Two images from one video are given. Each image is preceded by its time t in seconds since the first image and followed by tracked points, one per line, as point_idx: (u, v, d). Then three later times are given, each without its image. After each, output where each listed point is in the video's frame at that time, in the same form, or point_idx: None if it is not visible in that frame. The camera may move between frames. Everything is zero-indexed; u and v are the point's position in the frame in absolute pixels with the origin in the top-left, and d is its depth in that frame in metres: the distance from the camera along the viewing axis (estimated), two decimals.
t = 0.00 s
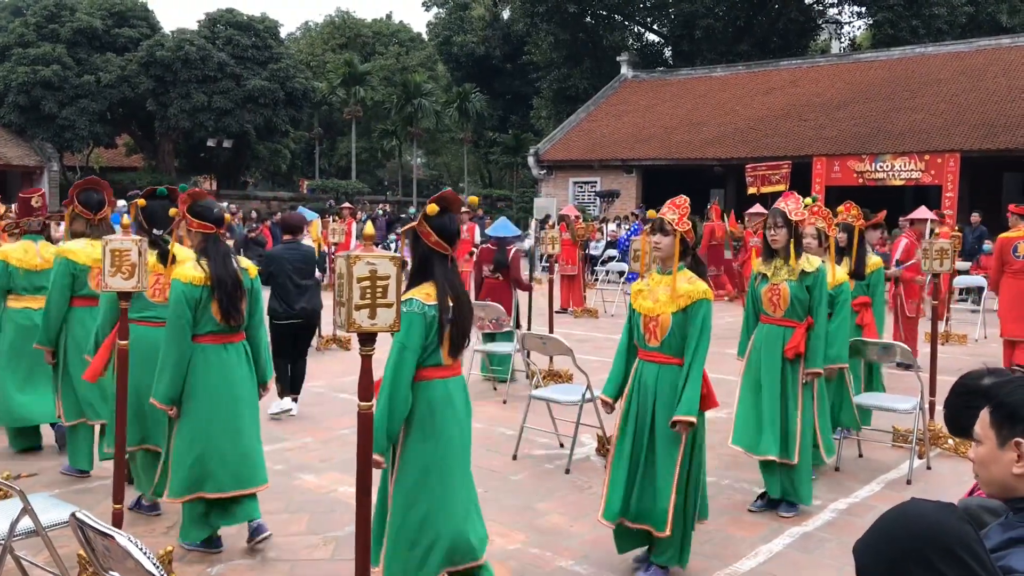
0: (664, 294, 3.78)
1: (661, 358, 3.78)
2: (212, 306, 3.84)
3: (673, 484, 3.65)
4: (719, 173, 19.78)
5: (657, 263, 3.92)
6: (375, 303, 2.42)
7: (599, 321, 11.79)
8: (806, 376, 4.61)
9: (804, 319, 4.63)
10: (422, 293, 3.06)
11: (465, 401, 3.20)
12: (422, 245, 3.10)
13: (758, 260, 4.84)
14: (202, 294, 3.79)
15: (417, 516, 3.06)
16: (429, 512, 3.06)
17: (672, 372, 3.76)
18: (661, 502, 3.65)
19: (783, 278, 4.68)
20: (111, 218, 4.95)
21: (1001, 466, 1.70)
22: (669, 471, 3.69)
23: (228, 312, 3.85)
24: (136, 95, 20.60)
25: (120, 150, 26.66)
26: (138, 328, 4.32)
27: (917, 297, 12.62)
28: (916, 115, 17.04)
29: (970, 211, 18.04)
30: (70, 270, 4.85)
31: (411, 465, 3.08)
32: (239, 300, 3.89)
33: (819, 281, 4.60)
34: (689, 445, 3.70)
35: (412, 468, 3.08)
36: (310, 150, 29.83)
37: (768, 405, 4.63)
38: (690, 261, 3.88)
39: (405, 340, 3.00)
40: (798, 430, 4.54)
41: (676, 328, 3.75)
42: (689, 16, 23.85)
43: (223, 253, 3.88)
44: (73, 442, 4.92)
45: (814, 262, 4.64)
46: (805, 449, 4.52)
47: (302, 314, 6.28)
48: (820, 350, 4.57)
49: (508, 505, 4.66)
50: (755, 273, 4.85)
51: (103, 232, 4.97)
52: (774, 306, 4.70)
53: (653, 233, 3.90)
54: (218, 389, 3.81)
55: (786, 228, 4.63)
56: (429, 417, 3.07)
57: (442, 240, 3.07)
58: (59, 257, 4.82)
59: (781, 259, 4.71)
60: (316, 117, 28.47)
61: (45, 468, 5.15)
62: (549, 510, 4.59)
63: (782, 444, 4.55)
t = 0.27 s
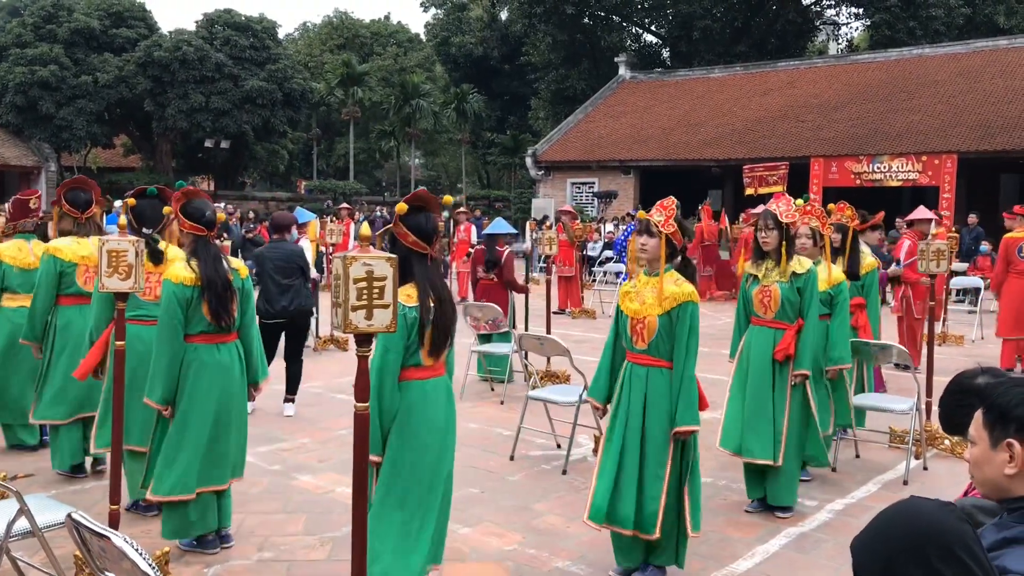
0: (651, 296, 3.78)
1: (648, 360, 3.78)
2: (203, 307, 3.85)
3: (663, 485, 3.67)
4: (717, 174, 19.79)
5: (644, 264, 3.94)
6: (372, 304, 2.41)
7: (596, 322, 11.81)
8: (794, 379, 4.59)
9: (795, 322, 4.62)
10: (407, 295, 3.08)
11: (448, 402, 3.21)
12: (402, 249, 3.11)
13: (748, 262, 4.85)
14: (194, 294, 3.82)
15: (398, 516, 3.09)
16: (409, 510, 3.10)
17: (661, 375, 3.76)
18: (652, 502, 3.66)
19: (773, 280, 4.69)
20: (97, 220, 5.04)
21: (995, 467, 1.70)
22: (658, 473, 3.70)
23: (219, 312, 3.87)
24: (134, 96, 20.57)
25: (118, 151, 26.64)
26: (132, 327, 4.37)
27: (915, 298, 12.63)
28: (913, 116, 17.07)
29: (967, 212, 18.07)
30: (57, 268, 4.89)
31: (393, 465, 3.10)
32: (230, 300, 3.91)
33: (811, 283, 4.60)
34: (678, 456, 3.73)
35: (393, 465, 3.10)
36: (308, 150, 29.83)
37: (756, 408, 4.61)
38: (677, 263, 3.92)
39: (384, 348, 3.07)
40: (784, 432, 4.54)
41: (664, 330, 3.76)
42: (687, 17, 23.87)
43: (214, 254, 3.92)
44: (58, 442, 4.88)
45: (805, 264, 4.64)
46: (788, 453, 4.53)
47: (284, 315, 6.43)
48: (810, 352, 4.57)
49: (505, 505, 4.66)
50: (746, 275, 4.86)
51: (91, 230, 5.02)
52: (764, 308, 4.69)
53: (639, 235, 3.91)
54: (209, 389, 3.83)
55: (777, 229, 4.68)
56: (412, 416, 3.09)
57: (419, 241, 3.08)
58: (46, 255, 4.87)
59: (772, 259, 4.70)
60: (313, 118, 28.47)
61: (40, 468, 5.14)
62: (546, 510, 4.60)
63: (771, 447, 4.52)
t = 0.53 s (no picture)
0: (640, 292, 3.79)
1: (639, 357, 3.79)
2: (199, 305, 3.85)
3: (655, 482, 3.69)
4: (714, 174, 19.80)
5: (631, 261, 3.93)
6: (368, 302, 2.42)
7: (593, 321, 11.82)
8: (787, 378, 4.61)
9: (786, 321, 4.63)
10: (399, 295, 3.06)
11: (437, 399, 3.23)
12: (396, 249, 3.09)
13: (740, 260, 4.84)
14: (190, 292, 3.82)
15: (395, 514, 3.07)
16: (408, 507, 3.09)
17: (651, 372, 3.77)
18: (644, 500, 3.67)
19: (765, 279, 4.68)
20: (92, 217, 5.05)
21: (987, 464, 1.71)
22: (650, 469, 3.72)
23: (215, 310, 3.87)
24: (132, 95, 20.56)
25: (115, 150, 26.63)
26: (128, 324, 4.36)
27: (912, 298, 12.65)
28: (910, 116, 17.09)
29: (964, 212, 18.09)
30: (53, 266, 4.90)
31: (384, 463, 3.09)
32: (227, 298, 3.92)
33: (802, 282, 4.60)
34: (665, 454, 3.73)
35: (384, 462, 3.09)
36: (306, 150, 29.83)
37: (747, 406, 4.65)
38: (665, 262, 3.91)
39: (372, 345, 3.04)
40: (776, 432, 4.55)
41: (652, 328, 3.77)
42: (685, 18, 23.88)
43: (211, 252, 3.91)
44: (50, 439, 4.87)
45: (796, 264, 4.64)
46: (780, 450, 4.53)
47: (264, 314, 6.42)
48: (802, 351, 4.57)
49: (502, 504, 4.67)
50: (738, 274, 4.87)
51: (86, 229, 5.06)
52: (756, 307, 4.70)
53: (627, 233, 3.92)
54: (205, 386, 3.84)
55: (769, 230, 4.64)
56: (404, 415, 3.10)
57: (411, 241, 3.07)
58: (41, 252, 4.86)
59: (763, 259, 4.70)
60: (311, 118, 28.47)
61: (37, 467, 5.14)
62: (543, 509, 4.60)
63: (758, 444, 4.58)
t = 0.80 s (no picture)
0: (626, 289, 3.80)
1: (627, 353, 3.79)
2: (194, 302, 3.87)
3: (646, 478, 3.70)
4: (711, 173, 19.81)
5: (620, 258, 3.94)
6: (361, 297, 2.43)
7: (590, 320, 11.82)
8: (777, 375, 4.60)
9: (776, 318, 4.62)
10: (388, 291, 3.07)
11: (427, 391, 3.25)
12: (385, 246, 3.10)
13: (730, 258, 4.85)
14: (186, 289, 3.83)
15: (386, 507, 3.08)
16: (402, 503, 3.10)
17: (637, 367, 3.77)
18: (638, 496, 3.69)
19: (755, 277, 4.68)
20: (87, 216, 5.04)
21: (975, 453, 1.73)
22: (640, 465, 3.73)
23: (209, 307, 3.89)
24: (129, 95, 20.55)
25: (112, 149, 26.61)
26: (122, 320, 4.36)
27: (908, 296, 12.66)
28: (907, 115, 17.11)
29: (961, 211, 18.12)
30: (48, 263, 4.88)
31: (374, 457, 3.09)
32: (222, 295, 3.93)
33: (791, 279, 4.60)
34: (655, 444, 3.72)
35: (375, 455, 3.09)
36: (303, 149, 29.80)
37: (737, 403, 4.65)
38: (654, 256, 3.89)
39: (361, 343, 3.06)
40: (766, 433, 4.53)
41: (640, 324, 3.76)
42: (682, 17, 23.89)
43: (206, 249, 3.92)
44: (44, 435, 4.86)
45: (784, 261, 4.65)
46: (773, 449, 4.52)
47: (253, 311, 6.43)
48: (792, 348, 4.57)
49: (497, 501, 4.67)
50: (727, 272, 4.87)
51: (82, 225, 5.02)
52: (746, 304, 4.70)
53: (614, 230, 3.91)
54: (200, 383, 3.84)
55: (758, 227, 4.65)
56: (394, 409, 3.11)
57: (398, 236, 3.09)
58: (38, 250, 4.85)
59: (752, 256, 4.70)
60: (308, 118, 28.46)
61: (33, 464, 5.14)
62: (538, 506, 4.60)
63: (748, 441, 4.59)
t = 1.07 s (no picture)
0: (615, 289, 3.82)
1: (615, 352, 3.81)
2: (193, 299, 3.88)
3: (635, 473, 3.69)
4: (709, 173, 19.83)
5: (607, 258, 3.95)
6: (355, 292, 2.44)
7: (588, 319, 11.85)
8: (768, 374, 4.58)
9: (767, 316, 4.61)
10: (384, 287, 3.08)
11: (424, 389, 3.26)
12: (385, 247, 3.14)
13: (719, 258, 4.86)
14: (184, 287, 3.85)
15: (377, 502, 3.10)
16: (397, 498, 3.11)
17: (625, 366, 3.78)
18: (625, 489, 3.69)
19: (745, 276, 4.68)
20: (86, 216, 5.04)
21: (960, 445, 1.82)
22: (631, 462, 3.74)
23: (207, 304, 3.90)
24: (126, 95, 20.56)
25: (110, 150, 26.62)
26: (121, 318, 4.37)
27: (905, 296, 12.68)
28: (903, 116, 17.14)
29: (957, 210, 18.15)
30: (48, 262, 4.88)
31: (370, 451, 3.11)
32: (219, 292, 3.95)
33: (781, 278, 4.59)
34: (644, 443, 3.72)
35: (369, 448, 3.11)
36: (301, 150, 29.81)
37: (728, 400, 4.65)
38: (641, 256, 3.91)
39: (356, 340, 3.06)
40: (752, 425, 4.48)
41: (629, 324, 3.78)
42: (680, 17, 23.94)
43: (205, 247, 3.94)
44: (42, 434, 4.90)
45: (775, 260, 4.64)
46: (757, 444, 4.48)
47: (253, 310, 6.41)
48: (783, 346, 4.56)
49: (493, 498, 4.68)
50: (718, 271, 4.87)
51: (81, 225, 5.03)
52: (737, 304, 4.70)
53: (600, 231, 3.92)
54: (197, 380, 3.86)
55: (747, 227, 4.66)
56: (388, 403, 3.12)
57: (390, 234, 3.12)
58: (37, 249, 4.86)
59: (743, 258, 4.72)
60: (306, 118, 28.48)
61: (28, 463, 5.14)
62: (533, 503, 4.62)
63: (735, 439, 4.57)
